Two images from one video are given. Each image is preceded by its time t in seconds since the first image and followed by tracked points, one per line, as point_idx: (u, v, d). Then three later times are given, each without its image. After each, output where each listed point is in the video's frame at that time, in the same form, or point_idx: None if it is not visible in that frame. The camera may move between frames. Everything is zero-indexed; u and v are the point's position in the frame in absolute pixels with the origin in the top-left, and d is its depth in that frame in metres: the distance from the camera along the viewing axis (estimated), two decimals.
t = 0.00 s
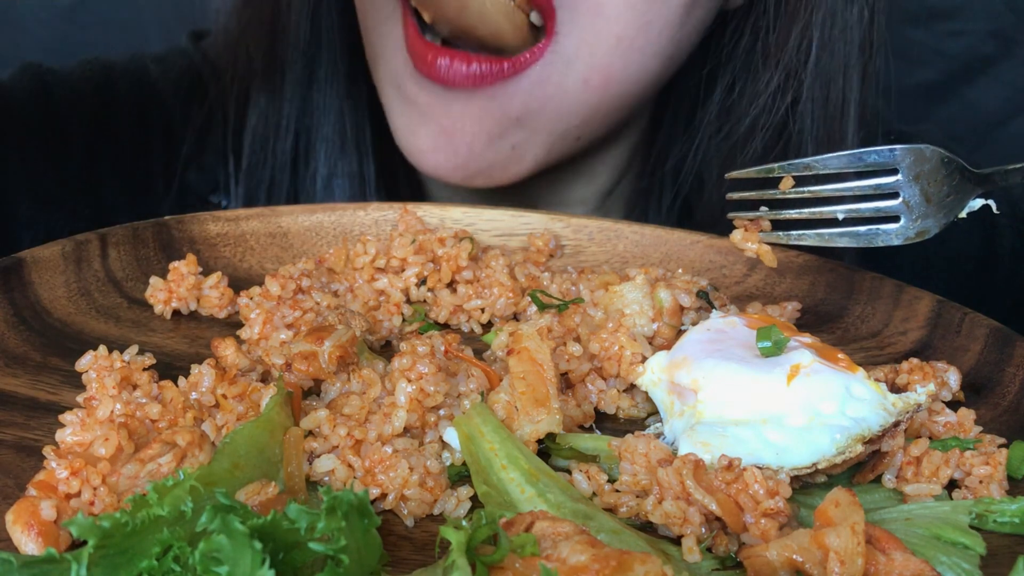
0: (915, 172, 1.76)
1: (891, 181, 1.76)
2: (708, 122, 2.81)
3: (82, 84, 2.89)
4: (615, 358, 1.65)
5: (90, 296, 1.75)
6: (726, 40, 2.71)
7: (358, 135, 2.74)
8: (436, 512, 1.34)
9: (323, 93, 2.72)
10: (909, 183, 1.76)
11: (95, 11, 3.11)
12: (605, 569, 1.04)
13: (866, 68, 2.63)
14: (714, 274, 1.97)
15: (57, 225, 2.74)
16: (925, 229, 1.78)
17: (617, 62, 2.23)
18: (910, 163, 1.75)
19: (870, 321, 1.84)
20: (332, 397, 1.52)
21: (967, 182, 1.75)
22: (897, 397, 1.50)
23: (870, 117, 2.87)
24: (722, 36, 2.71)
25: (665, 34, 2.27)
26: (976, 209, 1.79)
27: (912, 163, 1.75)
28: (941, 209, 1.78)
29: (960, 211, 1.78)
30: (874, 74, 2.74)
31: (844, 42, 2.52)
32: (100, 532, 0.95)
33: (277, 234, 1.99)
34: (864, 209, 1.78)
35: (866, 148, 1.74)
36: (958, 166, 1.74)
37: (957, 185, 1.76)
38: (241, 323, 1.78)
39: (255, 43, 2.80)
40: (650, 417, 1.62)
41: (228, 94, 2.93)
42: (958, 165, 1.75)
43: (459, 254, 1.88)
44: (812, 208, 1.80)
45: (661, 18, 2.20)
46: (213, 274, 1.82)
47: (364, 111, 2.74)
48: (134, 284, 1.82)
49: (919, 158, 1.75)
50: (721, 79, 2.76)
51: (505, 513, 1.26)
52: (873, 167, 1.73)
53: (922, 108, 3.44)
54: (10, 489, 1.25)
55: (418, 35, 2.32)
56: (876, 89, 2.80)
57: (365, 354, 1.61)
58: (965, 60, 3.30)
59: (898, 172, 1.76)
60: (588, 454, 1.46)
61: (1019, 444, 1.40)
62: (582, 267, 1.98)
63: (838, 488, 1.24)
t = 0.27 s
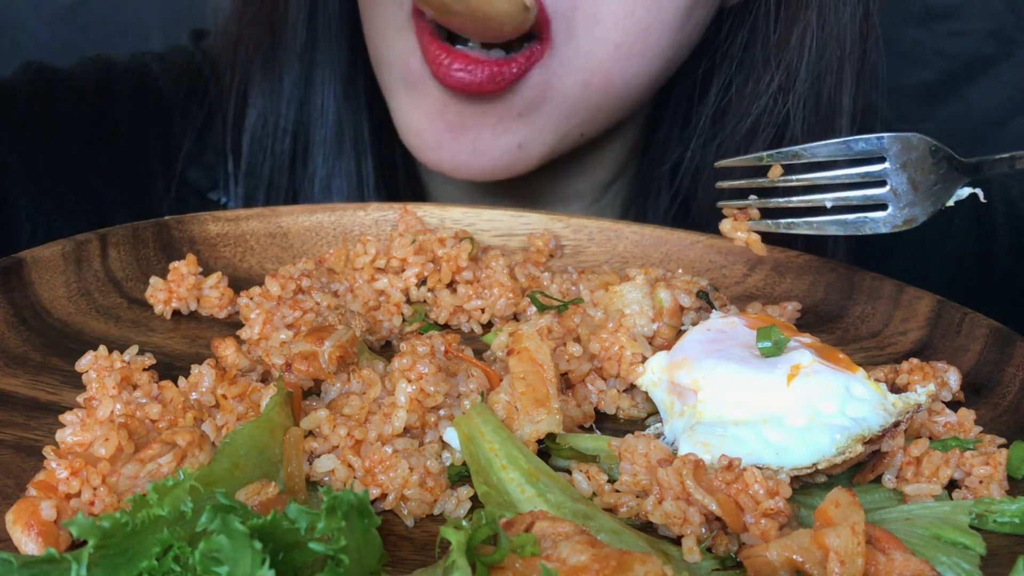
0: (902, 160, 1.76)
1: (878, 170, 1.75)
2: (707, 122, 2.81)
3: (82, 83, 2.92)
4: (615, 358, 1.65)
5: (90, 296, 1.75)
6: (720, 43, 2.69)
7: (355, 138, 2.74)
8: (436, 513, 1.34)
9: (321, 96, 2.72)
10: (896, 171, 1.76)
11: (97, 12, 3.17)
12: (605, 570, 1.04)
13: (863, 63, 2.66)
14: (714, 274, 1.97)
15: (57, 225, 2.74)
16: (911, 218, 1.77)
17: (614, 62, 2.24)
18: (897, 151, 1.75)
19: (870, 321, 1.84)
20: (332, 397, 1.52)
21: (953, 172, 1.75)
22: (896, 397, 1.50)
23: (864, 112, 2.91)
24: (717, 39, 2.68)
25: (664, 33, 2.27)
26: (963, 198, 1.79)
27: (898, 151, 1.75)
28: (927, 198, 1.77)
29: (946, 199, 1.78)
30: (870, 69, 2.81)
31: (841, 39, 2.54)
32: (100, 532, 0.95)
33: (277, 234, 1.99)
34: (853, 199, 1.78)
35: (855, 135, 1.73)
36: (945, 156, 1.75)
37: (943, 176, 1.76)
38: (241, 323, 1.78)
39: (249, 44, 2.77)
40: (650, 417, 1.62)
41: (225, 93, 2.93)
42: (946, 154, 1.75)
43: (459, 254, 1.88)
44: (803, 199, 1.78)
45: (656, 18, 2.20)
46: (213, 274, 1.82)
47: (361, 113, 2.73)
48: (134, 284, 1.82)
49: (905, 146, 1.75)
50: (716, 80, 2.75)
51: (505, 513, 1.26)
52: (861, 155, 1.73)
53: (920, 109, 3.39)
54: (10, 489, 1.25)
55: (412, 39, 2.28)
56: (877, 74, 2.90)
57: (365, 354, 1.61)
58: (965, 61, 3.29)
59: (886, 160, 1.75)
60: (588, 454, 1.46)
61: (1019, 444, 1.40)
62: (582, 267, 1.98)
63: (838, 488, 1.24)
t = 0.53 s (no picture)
0: (922, 146, 1.74)
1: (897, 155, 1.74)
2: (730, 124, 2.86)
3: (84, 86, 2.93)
4: (615, 358, 1.65)
5: (90, 296, 1.75)
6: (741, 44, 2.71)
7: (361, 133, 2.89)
8: (436, 513, 1.34)
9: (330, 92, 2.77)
10: (916, 158, 1.74)
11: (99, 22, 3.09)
12: (605, 570, 1.04)
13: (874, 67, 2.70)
14: (714, 274, 1.97)
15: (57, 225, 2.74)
16: (931, 203, 1.75)
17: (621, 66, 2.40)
18: (916, 137, 1.72)
19: (870, 321, 1.84)
20: (332, 397, 1.52)
21: (971, 158, 1.72)
22: (897, 397, 1.50)
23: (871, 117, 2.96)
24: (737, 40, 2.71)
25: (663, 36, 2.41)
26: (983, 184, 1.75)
27: (918, 137, 1.73)
28: (946, 184, 1.75)
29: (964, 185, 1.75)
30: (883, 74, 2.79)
31: (857, 35, 2.63)
32: (99, 532, 0.95)
33: (277, 234, 2.00)
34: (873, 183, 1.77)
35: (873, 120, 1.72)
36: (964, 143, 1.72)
37: (961, 163, 1.74)
38: (241, 323, 1.78)
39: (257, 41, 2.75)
40: (650, 417, 1.62)
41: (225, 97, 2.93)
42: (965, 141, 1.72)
43: (458, 254, 1.88)
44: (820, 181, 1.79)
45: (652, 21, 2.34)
46: (213, 274, 1.82)
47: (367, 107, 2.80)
48: (134, 285, 1.82)
49: (924, 133, 1.72)
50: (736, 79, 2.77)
51: (505, 513, 1.26)
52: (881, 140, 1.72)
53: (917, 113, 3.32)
54: (10, 489, 1.25)
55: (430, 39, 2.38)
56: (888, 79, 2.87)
57: (365, 354, 1.61)
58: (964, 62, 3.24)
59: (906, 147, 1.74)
60: (588, 454, 1.46)
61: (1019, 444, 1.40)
62: (582, 267, 1.98)
63: (838, 488, 1.24)
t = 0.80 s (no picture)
0: (903, 126, 1.73)
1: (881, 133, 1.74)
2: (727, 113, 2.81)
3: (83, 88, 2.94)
4: (616, 358, 1.65)
5: (90, 296, 1.75)
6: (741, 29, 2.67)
7: (366, 137, 2.73)
8: (436, 513, 1.34)
9: (333, 95, 2.69)
10: (898, 137, 1.73)
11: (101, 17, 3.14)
12: (605, 569, 1.04)
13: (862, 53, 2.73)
14: (714, 274, 1.97)
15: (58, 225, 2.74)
16: (910, 182, 1.73)
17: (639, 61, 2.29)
18: (899, 116, 1.72)
19: (870, 321, 1.84)
20: (332, 397, 1.52)
21: (953, 138, 1.71)
22: (897, 397, 1.50)
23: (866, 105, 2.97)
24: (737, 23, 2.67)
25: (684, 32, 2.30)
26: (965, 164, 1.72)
27: (901, 116, 1.72)
28: (929, 162, 1.73)
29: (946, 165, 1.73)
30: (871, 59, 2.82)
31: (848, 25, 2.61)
32: (100, 532, 0.96)
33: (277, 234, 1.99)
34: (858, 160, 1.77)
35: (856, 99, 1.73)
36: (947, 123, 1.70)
37: (943, 144, 1.72)
38: (241, 323, 1.78)
39: (258, 39, 2.69)
40: (650, 417, 1.62)
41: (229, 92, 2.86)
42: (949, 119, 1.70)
43: (458, 255, 1.88)
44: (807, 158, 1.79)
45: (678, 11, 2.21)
46: (213, 274, 1.82)
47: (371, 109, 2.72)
48: (134, 284, 1.82)
49: (908, 113, 1.72)
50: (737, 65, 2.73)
51: (505, 513, 1.26)
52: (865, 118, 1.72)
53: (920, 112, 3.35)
54: (10, 489, 1.25)
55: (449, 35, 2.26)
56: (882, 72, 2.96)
57: (365, 354, 1.61)
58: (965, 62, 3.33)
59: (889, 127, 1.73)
60: (588, 454, 1.46)
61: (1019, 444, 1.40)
62: (582, 267, 1.98)
63: (838, 488, 1.24)
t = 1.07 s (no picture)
0: (891, 88, 1.72)
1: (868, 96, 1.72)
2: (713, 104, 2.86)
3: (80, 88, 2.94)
4: (616, 358, 1.65)
5: (90, 296, 1.75)
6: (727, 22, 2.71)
7: (360, 127, 2.74)
8: (436, 513, 1.34)
9: (328, 85, 2.70)
10: (885, 99, 1.72)
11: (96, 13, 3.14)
12: (605, 570, 1.04)
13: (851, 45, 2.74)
14: (714, 273, 1.97)
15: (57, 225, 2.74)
16: (896, 146, 1.73)
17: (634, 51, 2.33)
18: (886, 80, 1.71)
19: (870, 322, 1.84)
20: (332, 397, 1.52)
21: (936, 104, 1.70)
22: (896, 396, 1.50)
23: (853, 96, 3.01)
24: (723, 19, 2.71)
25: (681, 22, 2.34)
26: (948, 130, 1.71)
27: (887, 80, 1.71)
28: (913, 128, 1.73)
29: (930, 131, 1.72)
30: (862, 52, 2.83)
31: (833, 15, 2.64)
32: (100, 532, 0.96)
33: (277, 234, 1.99)
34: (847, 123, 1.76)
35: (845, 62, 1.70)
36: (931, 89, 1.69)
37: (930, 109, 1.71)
38: (241, 323, 1.78)
39: (253, 34, 2.70)
40: (650, 417, 1.62)
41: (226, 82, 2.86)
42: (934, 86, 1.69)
43: (458, 255, 1.88)
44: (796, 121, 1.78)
45: (670, 1, 2.24)
46: (213, 274, 1.82)
47: (364, 100, 2.73)
48: (134, 284, 1.82)
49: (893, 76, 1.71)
50: (725, 57, 2.77)
51: (505, 513, 1.26)
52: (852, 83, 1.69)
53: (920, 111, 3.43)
54: (10, 489, 1.25)
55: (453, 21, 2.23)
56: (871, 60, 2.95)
57: (365, 354, 1.61)
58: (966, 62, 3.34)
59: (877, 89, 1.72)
60: (587, 454, 1.46)
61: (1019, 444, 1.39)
62: (582, 267, 1.98)
63: (838, 488, 1.24)
